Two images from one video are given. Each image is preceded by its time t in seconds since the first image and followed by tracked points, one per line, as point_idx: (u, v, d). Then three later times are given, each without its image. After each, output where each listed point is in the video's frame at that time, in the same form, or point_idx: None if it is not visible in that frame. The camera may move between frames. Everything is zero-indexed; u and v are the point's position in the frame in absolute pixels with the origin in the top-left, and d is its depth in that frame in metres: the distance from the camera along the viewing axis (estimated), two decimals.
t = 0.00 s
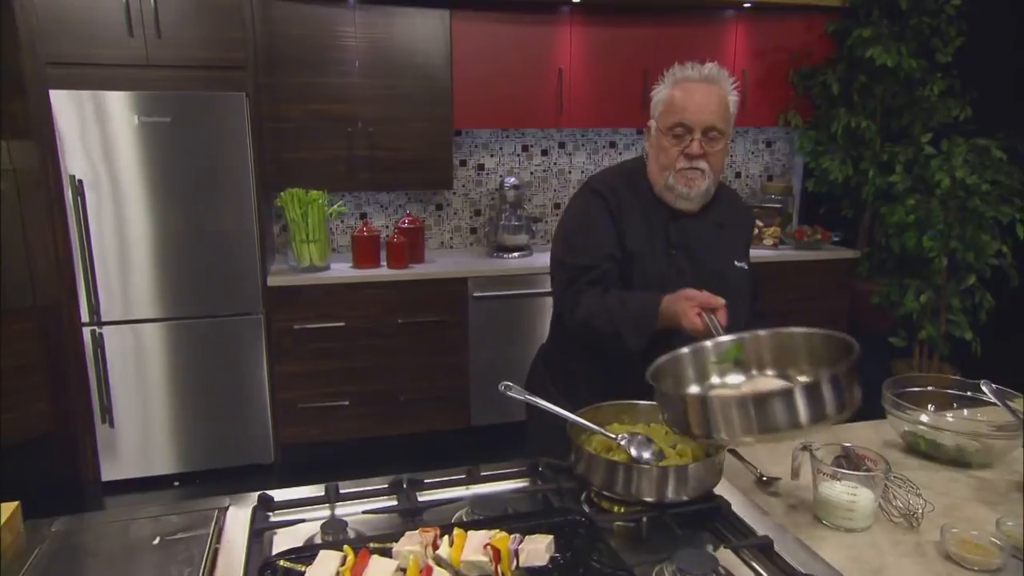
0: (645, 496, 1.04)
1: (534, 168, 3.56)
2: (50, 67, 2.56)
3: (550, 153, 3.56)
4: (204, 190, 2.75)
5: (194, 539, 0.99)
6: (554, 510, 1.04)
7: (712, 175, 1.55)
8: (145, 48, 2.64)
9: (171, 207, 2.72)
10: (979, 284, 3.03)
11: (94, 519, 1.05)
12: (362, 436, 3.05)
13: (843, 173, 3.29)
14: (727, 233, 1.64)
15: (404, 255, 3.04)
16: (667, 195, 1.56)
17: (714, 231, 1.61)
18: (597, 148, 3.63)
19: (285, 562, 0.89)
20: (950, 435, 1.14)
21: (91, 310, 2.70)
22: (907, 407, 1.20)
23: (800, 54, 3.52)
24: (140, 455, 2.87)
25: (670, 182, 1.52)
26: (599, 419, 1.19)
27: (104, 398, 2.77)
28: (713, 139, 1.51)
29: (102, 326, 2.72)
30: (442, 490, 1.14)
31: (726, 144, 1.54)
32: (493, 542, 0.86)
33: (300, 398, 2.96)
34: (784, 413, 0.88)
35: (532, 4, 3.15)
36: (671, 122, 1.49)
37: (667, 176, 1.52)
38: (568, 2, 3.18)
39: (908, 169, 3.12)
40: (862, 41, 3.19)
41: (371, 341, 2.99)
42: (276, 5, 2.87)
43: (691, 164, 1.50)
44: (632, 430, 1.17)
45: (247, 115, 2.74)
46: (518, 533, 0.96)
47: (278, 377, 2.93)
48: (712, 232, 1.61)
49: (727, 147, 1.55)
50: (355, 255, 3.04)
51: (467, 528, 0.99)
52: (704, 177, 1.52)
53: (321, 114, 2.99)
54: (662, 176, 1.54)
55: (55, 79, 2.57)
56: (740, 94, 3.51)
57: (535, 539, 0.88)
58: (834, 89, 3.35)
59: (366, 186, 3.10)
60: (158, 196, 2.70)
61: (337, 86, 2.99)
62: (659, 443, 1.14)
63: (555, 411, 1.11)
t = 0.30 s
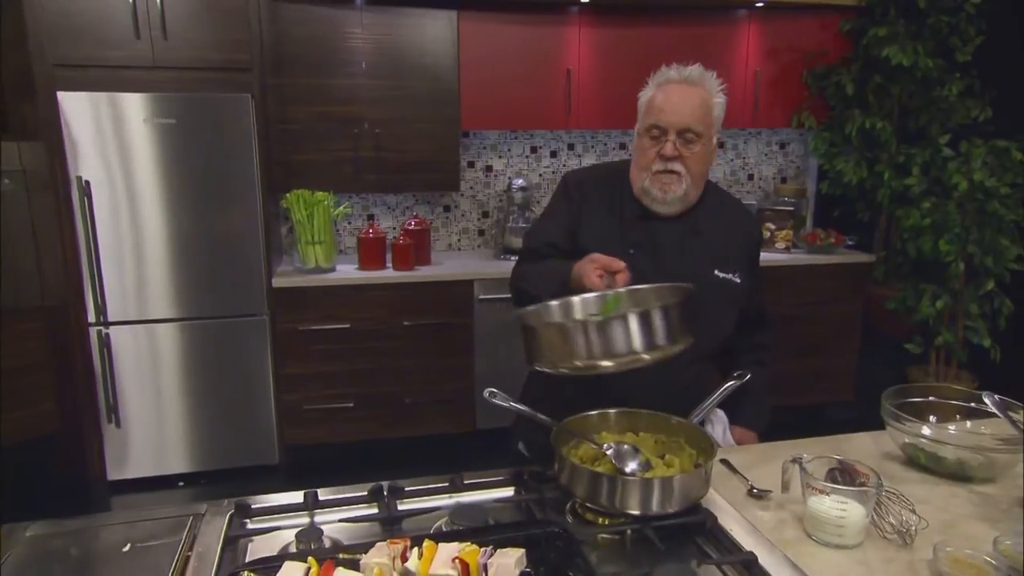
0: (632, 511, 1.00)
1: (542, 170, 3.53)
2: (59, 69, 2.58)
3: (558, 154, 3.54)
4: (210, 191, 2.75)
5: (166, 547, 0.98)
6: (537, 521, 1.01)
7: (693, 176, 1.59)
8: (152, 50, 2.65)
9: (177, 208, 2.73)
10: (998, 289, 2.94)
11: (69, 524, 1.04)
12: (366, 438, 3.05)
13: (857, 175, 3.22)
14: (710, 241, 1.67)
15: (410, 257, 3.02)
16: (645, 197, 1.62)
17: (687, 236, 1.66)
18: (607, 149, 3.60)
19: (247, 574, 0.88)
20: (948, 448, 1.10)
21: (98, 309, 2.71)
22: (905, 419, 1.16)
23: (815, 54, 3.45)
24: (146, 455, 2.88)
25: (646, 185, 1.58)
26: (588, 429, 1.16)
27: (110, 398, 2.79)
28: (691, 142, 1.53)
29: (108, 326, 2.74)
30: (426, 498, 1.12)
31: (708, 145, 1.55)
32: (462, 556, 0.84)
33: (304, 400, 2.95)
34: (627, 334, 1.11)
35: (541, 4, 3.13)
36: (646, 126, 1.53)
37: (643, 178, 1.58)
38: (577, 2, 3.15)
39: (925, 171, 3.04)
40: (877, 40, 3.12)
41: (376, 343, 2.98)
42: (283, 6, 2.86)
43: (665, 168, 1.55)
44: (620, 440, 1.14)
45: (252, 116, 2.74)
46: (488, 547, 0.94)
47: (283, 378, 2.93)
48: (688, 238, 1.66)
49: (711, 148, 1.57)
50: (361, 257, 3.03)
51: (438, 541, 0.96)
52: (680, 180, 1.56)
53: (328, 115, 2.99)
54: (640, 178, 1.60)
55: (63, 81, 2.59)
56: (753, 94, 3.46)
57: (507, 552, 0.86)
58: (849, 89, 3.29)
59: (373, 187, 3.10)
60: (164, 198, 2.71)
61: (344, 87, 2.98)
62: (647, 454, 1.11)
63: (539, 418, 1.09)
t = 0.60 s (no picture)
0: (656, 528, 0.96)
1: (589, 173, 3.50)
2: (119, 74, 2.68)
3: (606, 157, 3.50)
4: (259, 192, 2.81)
5: (185, 545, 1.00)
6: (558, 534, 0.99)
7: (648, 180, 1.64)
8: (206, 54, 2.72)
9: (227, 209, 2.80)
10: None
11: (98, 520, 1.06)
12: (408, 438, 3.06)
13: (921, 179, 3.08)
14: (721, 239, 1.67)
15: (452, 259, 3.03)
16: (609, 203, 1.70)
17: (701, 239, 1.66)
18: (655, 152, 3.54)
19: None
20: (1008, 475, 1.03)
21: (152, 307, 2.80)
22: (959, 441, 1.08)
23: (877, 52, 3.31)
24: (195, 449, 2.96)
25: (605, 188, 1.67)
26: (613, 440, 1.13)
27: (162, 393, 2.87)
28: (639, 144, 1.61)
29: (161, 323, 2.82)
30: (447, 506, 1.11)
31: (658, 147, 1.62)
32: (471, 568, 0.84)
33: (347, 400, 2.99)
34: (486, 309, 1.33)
35: (590, 5, 3.09)
36: (601, 135, 1.65)
37: (602, 183, 1.67)
38: (626, 2, 3.10)
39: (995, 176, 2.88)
40: (945, 38, 2.97)
41: (417, 344, 2.99)
42: (332, 11, 2.90)
43: (616, 170, 1.64)
44: (647, 452, 1.10)
45: (301, 120, 2.79)
46: (500, 560, 0.92)
47: (327, 377, 2.97)
48: (695, 235, 1.67)
49: (665, 150, 1.63)
50: (405, 259, 3.05)
51: (450, 550, 0.95)
52: (631, 180, 1.62)
53: (374, 118, 3.02)
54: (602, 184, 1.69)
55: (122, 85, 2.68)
56: (808, 95, 3.34)
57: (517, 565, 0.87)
58: (913, 90, 3.14)
59: (418, 190, 3.11)
60: (216, 199, 2.78)
61: (390, 89, 3.01)
62: (674, 468, 1.07)
63: (563, 427, 1.06)
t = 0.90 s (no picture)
0: (683, 543, 0.92)
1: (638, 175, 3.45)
2: (178, 78, 2.77)
3: (655, 159, 3.45)
4: (308, 192, 2.85)
5: (212, 539, 1.02)
6: (582, 545, 0.96)
7: (585, 177, 1.71)
8: (259, 57, 2.79)
9: (277, 210, 2.86)
10: None
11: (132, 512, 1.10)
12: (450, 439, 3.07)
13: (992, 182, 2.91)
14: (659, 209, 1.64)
15: (497, 260, 3.02)
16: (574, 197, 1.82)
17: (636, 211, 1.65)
18: (707, 154, 3.47)
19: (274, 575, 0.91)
20: None
21: (205, 303, 2.89)
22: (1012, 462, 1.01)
23: (946, 49, 3.15)
24: (244, 443, 3.04)
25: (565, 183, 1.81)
26: (642, 449, 1.09)
27: (214, 387, 2.96)
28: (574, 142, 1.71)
29: (214, 319, 2.90)
30: (472, 510, 1.09)
31: (588, 145, 1.67)
32: None
33: (391, 398, 3.01)
34: (414, 331, 1.57)
35: (640, 4, 3.04)
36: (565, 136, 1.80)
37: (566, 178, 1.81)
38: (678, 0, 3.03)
39: None
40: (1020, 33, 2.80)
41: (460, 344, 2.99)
42: (383, 14, 2.93)
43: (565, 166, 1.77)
44: (677, 463, 1.07)
45: (350, 121, 2.82)
46: (515, 569, 0.91)
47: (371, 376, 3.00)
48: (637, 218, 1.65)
49: (595, 148, 1.67)
50: (450, 259, 3.06)
51: (465, 557, 0.94)
52: (570, 176, 1.74)
53: (422, 119, 3.04)
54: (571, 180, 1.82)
55: (181, 88, 2.78)
56: (870, 94, 3.21)
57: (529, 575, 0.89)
58: (984, 88, 2.98)
59: (465, 191, 3.12)
60: (267, 199, 2.84)
61: (438, 91, 3.02)
62: (705, 480, 1.03)
63: (590, 434, 1.04)
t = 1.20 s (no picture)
0: (712, 556, 0.89)
1: (687, 176, 3.39)
2: (231, 80, 2.85)
3: (705, 159, 3.38)
4: (355, 192, 2.89)
5: (241, 533, 1.03)
6: (607, 553, 0.94)
7: (574, 172, 1.71)
8: (309, 59, 2.84)
9: (325, 209, 2.90)
10: None
11: (169, 501, 1.12)
12: (491, 440, 3.06)
13: None
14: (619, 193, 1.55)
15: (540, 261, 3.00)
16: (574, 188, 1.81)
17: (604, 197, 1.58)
18: (759, 155, 3.39)
19: (296, 571, 0.91)
20: None
21: (256, 300, 2.96)
22: None
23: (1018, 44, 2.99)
24: (290, 437, 3.10)
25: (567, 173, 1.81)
26: (672, 457, 1.07)
27: (263, 381, 3.04)
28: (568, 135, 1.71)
29: (263, 316, 2.98)
30: (499, 513, 1.08)
31: (574, 141, 1.67)
32: None
33: (434, 397, 3.03)
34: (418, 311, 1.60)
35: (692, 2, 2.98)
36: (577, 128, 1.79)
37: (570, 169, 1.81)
38: None
39: None
40: None
41: (502, 346, 2.98)
42: (430, 16, 2.95)
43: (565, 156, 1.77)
44: (708, 472, 1.04)
45: (396, 122, 2.85)
46: None
47: (414, 374, 3.02)
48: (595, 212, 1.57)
49: (580, 145, 1.66)
50: (495, 259, 3.06)
51: (487, 561, 0.93)
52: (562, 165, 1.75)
53: (468, 119, 3.04)
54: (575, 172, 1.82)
55: (235, 90, 2.85)
56: (934, 92, 3.07)
57: None
58: None
59: (510, 191, 3.11)
60: (315, 198, 2.89)
61: (485, 91, 3.03)
62: (738, 490, 1.00)
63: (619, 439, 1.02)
